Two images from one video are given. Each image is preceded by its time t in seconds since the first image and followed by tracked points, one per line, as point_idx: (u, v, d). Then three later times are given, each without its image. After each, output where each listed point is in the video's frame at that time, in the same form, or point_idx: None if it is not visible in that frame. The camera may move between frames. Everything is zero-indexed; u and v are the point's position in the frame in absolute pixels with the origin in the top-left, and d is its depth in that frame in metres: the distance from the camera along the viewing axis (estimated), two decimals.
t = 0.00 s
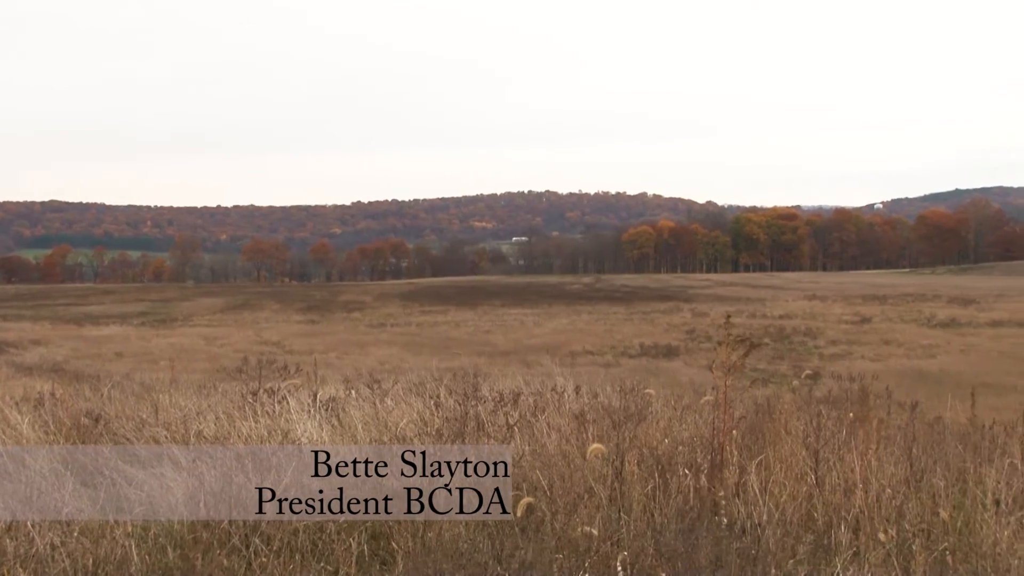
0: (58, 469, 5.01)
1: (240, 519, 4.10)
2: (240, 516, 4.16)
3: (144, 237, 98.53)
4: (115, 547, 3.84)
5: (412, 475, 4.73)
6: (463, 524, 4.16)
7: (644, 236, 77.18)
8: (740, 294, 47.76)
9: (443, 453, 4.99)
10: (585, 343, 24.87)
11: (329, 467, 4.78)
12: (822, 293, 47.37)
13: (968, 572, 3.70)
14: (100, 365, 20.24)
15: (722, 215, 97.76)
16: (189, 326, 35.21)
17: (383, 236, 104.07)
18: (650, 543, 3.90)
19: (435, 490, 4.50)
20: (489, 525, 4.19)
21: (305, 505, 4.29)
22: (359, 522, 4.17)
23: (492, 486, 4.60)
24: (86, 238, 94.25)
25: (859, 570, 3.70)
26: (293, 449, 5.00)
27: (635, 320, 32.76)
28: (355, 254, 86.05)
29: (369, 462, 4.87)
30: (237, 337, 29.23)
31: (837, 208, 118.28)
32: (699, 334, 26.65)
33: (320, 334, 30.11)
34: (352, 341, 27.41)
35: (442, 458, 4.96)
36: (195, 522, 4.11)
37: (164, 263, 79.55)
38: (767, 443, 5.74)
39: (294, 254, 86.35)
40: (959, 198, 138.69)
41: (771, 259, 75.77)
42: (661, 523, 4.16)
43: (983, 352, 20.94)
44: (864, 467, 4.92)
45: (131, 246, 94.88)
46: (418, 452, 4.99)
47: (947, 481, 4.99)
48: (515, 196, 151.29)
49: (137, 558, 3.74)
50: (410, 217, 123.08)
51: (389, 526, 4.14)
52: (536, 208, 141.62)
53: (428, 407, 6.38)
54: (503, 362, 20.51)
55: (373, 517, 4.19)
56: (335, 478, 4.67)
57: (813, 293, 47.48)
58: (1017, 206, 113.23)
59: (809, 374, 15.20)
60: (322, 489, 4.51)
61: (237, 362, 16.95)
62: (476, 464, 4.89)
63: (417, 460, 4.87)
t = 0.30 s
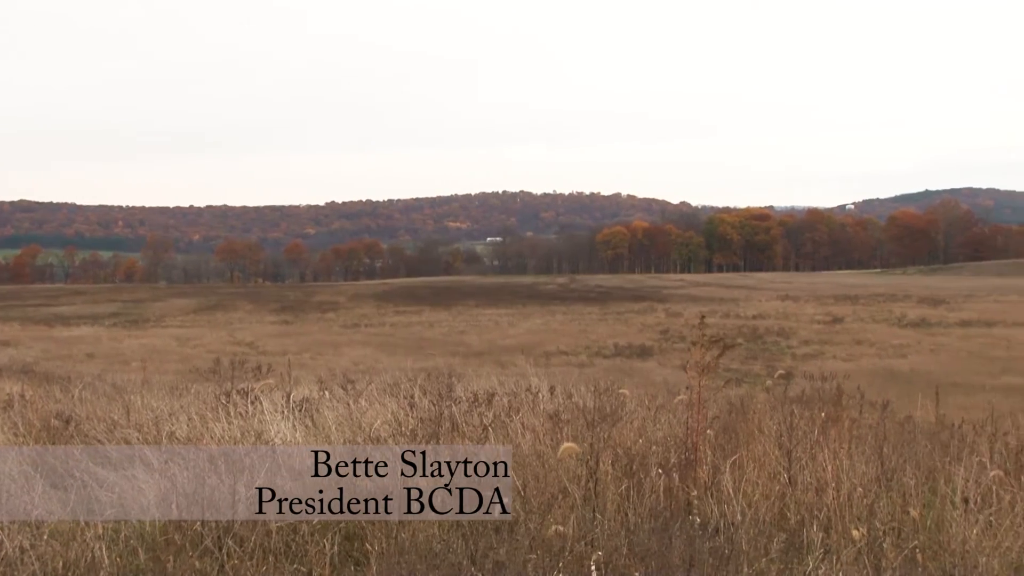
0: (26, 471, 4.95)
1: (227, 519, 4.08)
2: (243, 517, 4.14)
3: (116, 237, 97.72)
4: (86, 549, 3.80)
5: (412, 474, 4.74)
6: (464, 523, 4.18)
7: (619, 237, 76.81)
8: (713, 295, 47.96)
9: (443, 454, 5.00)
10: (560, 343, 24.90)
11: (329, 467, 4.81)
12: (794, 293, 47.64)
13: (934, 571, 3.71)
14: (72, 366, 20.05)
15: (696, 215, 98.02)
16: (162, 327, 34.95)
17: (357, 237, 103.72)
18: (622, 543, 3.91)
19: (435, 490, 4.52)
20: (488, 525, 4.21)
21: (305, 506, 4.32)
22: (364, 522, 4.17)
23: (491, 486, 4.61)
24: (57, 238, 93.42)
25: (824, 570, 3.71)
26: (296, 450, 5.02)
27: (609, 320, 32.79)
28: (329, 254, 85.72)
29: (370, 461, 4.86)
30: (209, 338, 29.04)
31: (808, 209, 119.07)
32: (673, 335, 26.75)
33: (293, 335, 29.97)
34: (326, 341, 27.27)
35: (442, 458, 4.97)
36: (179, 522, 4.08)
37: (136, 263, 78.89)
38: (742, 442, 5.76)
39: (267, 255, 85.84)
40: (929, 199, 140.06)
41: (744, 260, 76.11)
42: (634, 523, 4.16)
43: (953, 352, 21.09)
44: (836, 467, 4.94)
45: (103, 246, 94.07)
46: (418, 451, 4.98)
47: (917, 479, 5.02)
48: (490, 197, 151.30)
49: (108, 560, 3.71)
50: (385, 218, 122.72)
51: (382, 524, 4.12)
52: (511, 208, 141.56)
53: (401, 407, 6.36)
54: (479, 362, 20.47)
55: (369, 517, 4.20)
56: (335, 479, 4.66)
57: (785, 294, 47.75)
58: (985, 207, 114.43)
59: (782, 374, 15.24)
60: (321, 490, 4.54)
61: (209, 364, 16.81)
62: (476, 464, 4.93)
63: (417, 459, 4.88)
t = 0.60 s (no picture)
0: None
1: (206, 518, 4.05)
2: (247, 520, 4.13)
3: (87, 237, 96.86)
4: (54, 552, 3.77)
5: (412, 474, 4.74)
6: (466, 522, 4.18)
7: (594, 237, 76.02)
8: (687, 295, 48.17)
9: (445, 456, 5.00)
10: (535, 344, 24.92)
11: (329, 467, 4.79)
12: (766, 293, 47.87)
13: (902, 569, 3.73)
14: (42, 367, 19.86)
15: (669, 215, 98.40)
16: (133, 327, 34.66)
17: (330, 237, 103.34)
18: (597, 543, 3.91)
19: (435, 491, 4.52)
20: (488, 525, 4.20)
21: (305, 507, 4.32)
22: (362, 520, 4.15)
23: (492, 486, 4.61)
24: (27, 238, 92.52)
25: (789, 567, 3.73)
26: (299, 451, 5.00)
27: (584, 321, 32.83)
28: (303, 254, 85.40)
29: (369, 461, 4.83)
30: (182, 339, 28.83)
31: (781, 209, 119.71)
32: (648, 335, 26.86)
33: (266, 336, 29.81)
34: (299, 342, 27.14)
35: (441, 459, 4.98)
36: (158, 522, 4.05)
37: (108, 264, 78.20)
38: (714, 441, 5.79)
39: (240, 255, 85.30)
40: (900, 200, 141.08)
41: (717, 260, 76.47)
42: (608, 522, 4.16)
43: (923, 352, 21.20)
44: (808, 467, 4.96)
45: (73, 246, 93.23)
46: (418, 453, 4.98)
47: (890, 477, 5.06)
48: (464, 197, 151.23)
49: (77, 562, 3.68)
50: (359, 218, 122.36)
51: (365, 524, 4.11)
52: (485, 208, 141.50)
53: (375, 408, 6.33)
54: (453, 362, 20.45)
55: (369, 517, 4.19)
56: (337, 478, 4.64)
57: (758, 294, 47.87)
58: (955, 208, 115.39)
59: (756, 373, 15.27)
60: (321, 490, 4.52)
61: (181, 366, 16.68)
62: (477, 464, 4.94)
63: (417, 460, 4.88)
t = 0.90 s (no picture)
0: None
1: (179, 518, 4.02)
2: (245, 521, 4.15)
3: (59, 238, 95.96)
4: (22, 555, 3.74)
5: (411, 474, 4.76)
6: (463, 522, 4.19)
7: (569, 238, 76.02)
8: (661, 295, 48.32)
9: (445, 455, 5.04)
10: (510, 344, 24.93)
11: (329, 467, 4.77)
12: (740, 293, 48.09)
13: (871, 566, 3.74)
14: (12, 369, 19.66)
15: (643, 216, 98.65)
16: (105, 328, 34.35)
17: (304, 237, 102.89)
18: (571, 543, 3.91)
19: (433, 491, 4.55)
20: (487, 523, 4.21)
21: (305, 505, 4.28)
22: (358, 519, 4.15)
23: (492, 486, 4.63)
24: None
25: (759, 566, 3.74)
26: (297, 450, 5.00)
27: (559, 321, 32.85)
28: (278, 255, 85.06)
29: (369, 461, 4.83)
30: (154, 339, 28.61)
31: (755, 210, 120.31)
32: (623, 335, 26.95)
33: (240, 336, 29.64)
34: (273, 342, 26.97)
35: (441, 459, 5.00)
36: (128, 522, 4.03)
37: (80, 264, 77.51)
38: (687, 441, 5.79)
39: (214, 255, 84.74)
40: (872, 201, 142.07)
41: (692, 260, 76.77)
42: (581, 522, 4.17)
43: (895, 352, 21.31)
44: (780, 465, 5.00)
45: (45, 246, 92.34)
46: (418, 452, 5.00)
47: (863, 476, 5.09)
48: (439, 198, 151.04)
49: (46, 564, 3.66)
50: (333, 218, 121.95)
51: (342, 525, 4.09)
52: (461, 208, 141.41)
53: (351, 408, 6.31)
54: (428, 362, 20.42)
55: (370, 517, 4.18)
56: (336, 475, 4.63)
57: (732, 294, 48.05)
58: (926, 209, 116.35)
59: (729, 373, 15.33)
60: (321, 487, 4.49)
61: (154, 367, 16.57)
62: (476, 464, 4.95)
63: (416, 460, 4.92)
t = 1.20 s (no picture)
0: None
1: (154, 519, 3.99)
2: (240, 519, 4.16)
3: (29, 238, 95.03)
4: None
5: (411, 474, 4.78)
6: (462, 522, 4.21)
7: (543, 238, 76.05)
8: (635, 296, 48.43)
9: (444, 456, 5.06)
10: (485, 344, 24.93)
11: (329, 467, 4.77)
12: (713, 293, 48.28)
13: (841, 565, 3.76)
14: None
15: (617, 216, 98.78)
16: (77, 329, 34.05)
17: (278, 237, 102.44)
18: (545, 544, 3.91)
19: (435, 490, 4.60)
20: (487, 524, 4.23)
21: (305, 506, 4.25)
22: (356, 518, 4.17)
23: (492, 486, 4.64)
24: None
25: (731, 565, 3.76)
26: (292, 449, 5.01)
27: (534, 321, 32.83)
28: (251, 255, 84.63)
29: (368, 460, 4.86)
30: (127, 340, 28.40)
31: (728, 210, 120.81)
32: (598, 335, 26.98)
33: (213, 337, 29.46)
34: (247, 343, 26.84)
35: (440, 459, 5.03)
36: (101, 523, 4.00)
37: (50, 263, 76.79)
38: (663, 441, 5.80)
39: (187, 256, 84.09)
40: (844, 202, 143.00)
41: (666, 261, 76.99)
42: (558, 522, 4.17)
43: (866, 351, 21.41)
44: (755, 466, 5.02)
45: (15, 246, 91.45)
46: (417, 453, 5.05)
47: (836, 475, 5.12)
48: (414, 198, 150.78)
49: (21, 567, 3.63)
50: (308, 219, 121.42)
51: (318, 526, 4.06)
52: (436, 208, 141.12)
53: (326, 409, 6.28)
54: (403, 363, 20.40)
55: (367, 516, 4.19)
56: (335, 475, 4.66)
57: (704, 295, 48.20)
58: (897, 209, 117.23)
59: (703, 373, 15.35)
60: (320, 488, 4.49)
61: (127, 367, 16.48)
62: (475, 464, 4.97)
63: (416, 460, 4.94)
